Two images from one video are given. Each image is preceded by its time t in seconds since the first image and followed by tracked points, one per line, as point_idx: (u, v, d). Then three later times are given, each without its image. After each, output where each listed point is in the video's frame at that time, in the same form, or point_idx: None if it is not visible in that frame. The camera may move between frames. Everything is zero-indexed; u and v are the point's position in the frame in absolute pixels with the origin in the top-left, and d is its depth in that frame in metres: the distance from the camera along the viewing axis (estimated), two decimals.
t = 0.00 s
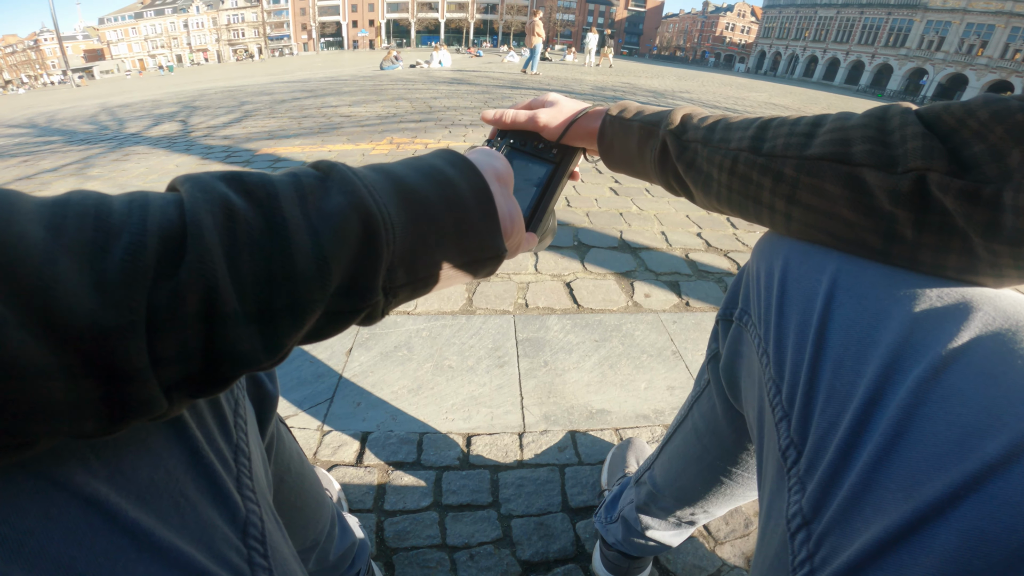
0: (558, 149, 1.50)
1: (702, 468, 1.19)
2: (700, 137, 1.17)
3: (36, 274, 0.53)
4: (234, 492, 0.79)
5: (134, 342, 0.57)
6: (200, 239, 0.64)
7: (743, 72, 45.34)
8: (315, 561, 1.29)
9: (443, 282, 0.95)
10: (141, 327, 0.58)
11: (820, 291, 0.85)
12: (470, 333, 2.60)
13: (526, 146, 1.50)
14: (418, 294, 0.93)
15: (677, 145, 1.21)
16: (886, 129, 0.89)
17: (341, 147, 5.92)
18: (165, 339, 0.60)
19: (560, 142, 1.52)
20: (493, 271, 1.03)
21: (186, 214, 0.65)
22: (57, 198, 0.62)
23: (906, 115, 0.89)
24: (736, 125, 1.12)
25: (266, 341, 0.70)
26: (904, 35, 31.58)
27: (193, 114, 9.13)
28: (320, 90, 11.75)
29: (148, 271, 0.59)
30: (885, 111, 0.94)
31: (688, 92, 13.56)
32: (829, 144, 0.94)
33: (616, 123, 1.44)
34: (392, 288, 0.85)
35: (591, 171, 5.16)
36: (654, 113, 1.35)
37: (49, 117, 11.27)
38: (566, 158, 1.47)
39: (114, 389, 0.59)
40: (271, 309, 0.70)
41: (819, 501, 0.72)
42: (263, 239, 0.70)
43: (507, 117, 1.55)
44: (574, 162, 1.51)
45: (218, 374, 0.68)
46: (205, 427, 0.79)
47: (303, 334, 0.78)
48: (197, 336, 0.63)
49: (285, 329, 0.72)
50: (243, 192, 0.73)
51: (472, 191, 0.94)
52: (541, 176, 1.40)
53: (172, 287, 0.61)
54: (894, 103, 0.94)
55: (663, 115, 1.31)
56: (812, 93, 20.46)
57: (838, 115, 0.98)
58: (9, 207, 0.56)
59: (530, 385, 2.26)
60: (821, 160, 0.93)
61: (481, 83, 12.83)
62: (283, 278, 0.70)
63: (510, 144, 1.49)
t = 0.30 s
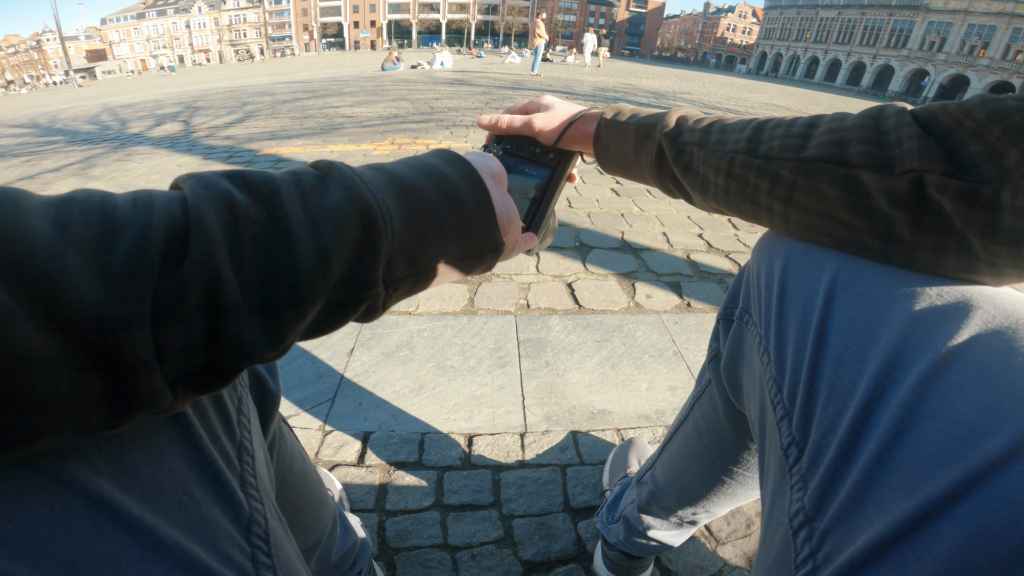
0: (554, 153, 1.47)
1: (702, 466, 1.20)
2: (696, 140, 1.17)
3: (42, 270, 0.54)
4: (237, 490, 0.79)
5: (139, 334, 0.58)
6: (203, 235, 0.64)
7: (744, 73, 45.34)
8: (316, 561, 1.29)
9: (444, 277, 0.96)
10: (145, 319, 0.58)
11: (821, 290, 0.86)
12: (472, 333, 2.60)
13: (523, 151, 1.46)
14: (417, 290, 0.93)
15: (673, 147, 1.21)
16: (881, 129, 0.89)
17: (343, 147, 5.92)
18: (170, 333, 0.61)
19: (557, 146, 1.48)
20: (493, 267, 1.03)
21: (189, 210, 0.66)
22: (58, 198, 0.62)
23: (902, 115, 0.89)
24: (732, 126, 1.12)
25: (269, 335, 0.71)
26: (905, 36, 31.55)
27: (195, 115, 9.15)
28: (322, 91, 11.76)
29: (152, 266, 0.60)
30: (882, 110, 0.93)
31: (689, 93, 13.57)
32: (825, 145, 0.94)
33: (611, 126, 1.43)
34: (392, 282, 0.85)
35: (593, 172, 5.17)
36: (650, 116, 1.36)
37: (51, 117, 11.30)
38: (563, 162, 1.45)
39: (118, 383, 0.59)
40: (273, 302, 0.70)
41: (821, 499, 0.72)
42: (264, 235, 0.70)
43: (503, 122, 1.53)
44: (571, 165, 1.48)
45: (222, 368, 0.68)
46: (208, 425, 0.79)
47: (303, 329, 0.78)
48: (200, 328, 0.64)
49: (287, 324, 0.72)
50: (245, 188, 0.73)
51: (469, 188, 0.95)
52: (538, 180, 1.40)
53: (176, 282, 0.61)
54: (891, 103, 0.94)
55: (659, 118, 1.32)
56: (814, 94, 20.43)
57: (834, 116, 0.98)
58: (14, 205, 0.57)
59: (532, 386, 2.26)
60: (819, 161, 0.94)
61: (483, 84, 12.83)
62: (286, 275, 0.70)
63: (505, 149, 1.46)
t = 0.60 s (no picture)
0: (540, 163, 1.44)
1: (703, 469, 1.19)
2: (686, 146, 1.14)
3: (47, 260, 0.54)
4: (234, 493, 0.79)
5: (142, 323, 0.58)
6: (204, 231, 0.65)
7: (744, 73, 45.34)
8: (314, 563, 1.29)
9: (436, 277, 0.94)
10: (149, 307, 0.59)
11: (822, 292, 0.85)
12: (471, 334, 2.60)
13: (509, 164, 1.44)
14: (407, 289, 0.92)
15: (663, 155, 1.18)
16: (878, 133, 0.88)
17: (343, 147, 5.92)
18: (169, 323, 0.61)
19: (543, 156, 1.45)
20: (480, 266, 1.02)
21: (189, 207, 0.66)
22: (61, 197, 0.62)
23: (899, 117, 0.87)
24: (721, 131, 1.09)
25: (266, 325, 0.70)
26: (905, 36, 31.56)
27: (195, 115, 9.15)
28: (322, 91, 11.76)
29: (156, 257, 0.60)
30: (876, 112, 0.92)
31: (689, 93, 13.58)
32: (821, 150, 0.91)
33: (596, 133, 1.37)
34: (386, 277, 0.84)
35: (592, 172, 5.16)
36: (634, 121, 1.31)
37: (52, 118, 11.30)
38: (549, 173, 1.43)
39: (118, 374, 0.58)
40: (270, 296, 0.70)
41: (823, 503, 0.72)
42: (262, 231, 0.71)
43: (485, 134, 1.48)
44: (558, 175, 1.46)
45: (219, 362, 0.68)
46: (206, 427, 0.79)
47: (298, 326, 0.77)
48: (197, 320, 0.63)
49: (286, 311, 0.72)
50: (242, 187, 0.74)
51: (459, 187, 0.95)
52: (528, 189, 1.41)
53: (174, 274, 0.61)
54: (885, 103, 0.93)
55: (644, 123, 1.28)
56: (813, 94, 20.44)
57: (827, 117, 0.95)
58: (20, 201, 0.57)
59: (532, 387, 2.26)
60: (817, 168, 0.91)
61: (483, 84, 12.83)
62: (283, 266, 0.70)
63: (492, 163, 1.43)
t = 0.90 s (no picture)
0: (531, 171, 1.43)
1: (705, 469, 1.19)
2: (678, 156, 1.13)
3: (53, 257, 0.55)
4: (238, 491, 0.79)
5: (146, 315, 0.59)
6: (203, 228, 0.66)
7: (743, 74, 45.42)
8: (316, 563, 1.29)
9: (430, 274, 0.94)
10: (152, 301, 0.59)
11: (823, 292, 0.86)
12: (472, 335, 2.60)
13: (501, 172, 1.45)
14: (402, 287, 0.92)
15: (655, 166, 1.17)
16: (874, 141, 0.87)
17: (343, 149, 5.93)
18: (172, 317, 0.61)
19: (532, 164, 1.45)
20: (473, 263, 1.01)
21: (189, 206, 0.67)
22: (66, 199, 0.63)
23: (892, 125, 0.86)
24: (713, 139, 1.07)
25: (266, 318, 0.70)
26: (905, 37, 31.55)
27: (196, 117, 9.15)
28: (322, 93, 11.76)
29: (159, 254, 0.61)
30: (871, 118, 0.90)
31: (689, 94, 13.59)
32: (818, 159, 0.90)
33: (584, 145, 1.36)
34: (381, 273, 0.84)
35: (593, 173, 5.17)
36: (622, 130, 1.29)
37: (52, 119, 11.30)
38: (541, 179, 1.41)
39: (124, 367, 0.59)
40: (269, 292, 0.70)
41: (824, 501, 0.72)
42: (260, 230, 0.71)
43: (475, 142, 1.53)
44: (551, 181, 1.45)
45: (223, 355, 0.68)
46: (209, 426, 0.79)
47: (297, 322, 0.77)
48: (199, 317, 0.64)
49: (284, 304, 0.71)
50: (240, 188, 0.74)
51: (449, 187, 0.95)
52: (520, 197, 1.42)
53: (177, 271, 0.62)
54: (880, 109, 0.91)
55: (633, 132, 1.25)
56: (813, 94, 20.44)
57: (820, 122, 0.94)
58: (26, 203, 0.58)
59: (533, 388, 2.26)
60: (814, 179, 0.90)
61: (483, 85, 12.84)
62: (281, 260, 0.71)
63: (482, 172, 1.45)
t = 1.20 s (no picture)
0: (525, 179, 1.44)
1: (706, 474, 1.19)
2: (669, 169, 1.10)
3: (64, 268, 0.56)
4: (238, 496, 0.79)
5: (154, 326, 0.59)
6: (210, 241, 0.66)
7: (741, 77, 45.52)
8: (315, 567, 1.29)
9: (428, 286, 0.94)
10: (159, 313, 0.60)
11: (821, 297, 0.86)
12: (472, 340, 2.60)
13: (495, 182, 1.45)
14: (401, 299, 0.92)
15: (646, 179, 1.14)
16: (863, 151, 0.85)
17: (343, 153, 5.94)
18: (179, 328, 0.62)
19: (525, 174, 1.44)
20: (469, 276, 1.01)
21: (196, 219, 0.67)
22: (74, 208, 0.63)
23: (883, 134, 0.84)
24: (704, 150, 1.05)
25: (269, 330, 0.70)
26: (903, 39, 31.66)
27: (196, 121, 9.17)
28: (322, 97, 11.78)
29: (166, 266, 0.62)
30: (862, 125, 0.88)
31: (688, 98, 13.63)
32: (809, 173, 0.88)
33: (575, 156, 1.34)
34: (379, 286, 0.84)
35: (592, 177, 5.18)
36: (612, 141, 1.26)
37: (53, 123, 11.33)
38: (535, 189, 1.42)
39: (130, 376, 0.60)
40: (270, 305, 0.70)
41: (823, 505, 0.72)
42: (263, 243, 0.71)
43: (468, 153, 1.52)
44: (546, 189, 1.46)
45: (226, 366, 0.68)
46: (209, 431, 0.79)
47: (296, 335, 0.77)
48: (205, 328, 0.64)
49: (287, 316, 0.72)
50: (244, 202, 0.74)
51: (446, 203, 0.95)
52: (516, 207, 1.42)
53: (184, 284, 0.63)
54: (870, 115, 0.89)
55: (623, 143, 1.23)
56: (811, 97, 20.47)
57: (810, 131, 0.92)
58: (36, 214, 0.58)
59: (532, 392, 2.26)
60: (808, 193, 0.88)
61: (482, 89, 12.88)
62: (281, 272, 0.71)
63: (476, 184, 1.46)
